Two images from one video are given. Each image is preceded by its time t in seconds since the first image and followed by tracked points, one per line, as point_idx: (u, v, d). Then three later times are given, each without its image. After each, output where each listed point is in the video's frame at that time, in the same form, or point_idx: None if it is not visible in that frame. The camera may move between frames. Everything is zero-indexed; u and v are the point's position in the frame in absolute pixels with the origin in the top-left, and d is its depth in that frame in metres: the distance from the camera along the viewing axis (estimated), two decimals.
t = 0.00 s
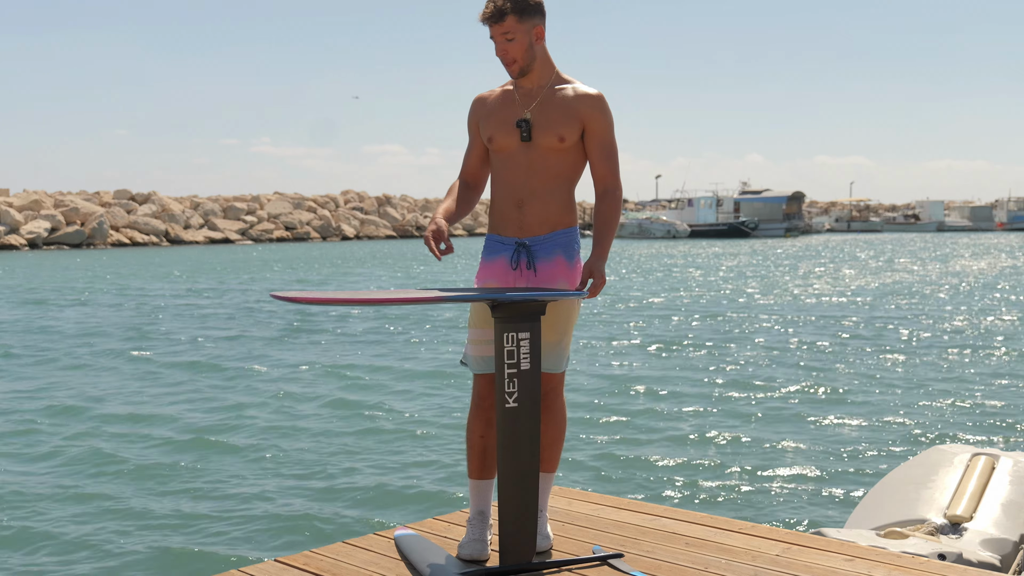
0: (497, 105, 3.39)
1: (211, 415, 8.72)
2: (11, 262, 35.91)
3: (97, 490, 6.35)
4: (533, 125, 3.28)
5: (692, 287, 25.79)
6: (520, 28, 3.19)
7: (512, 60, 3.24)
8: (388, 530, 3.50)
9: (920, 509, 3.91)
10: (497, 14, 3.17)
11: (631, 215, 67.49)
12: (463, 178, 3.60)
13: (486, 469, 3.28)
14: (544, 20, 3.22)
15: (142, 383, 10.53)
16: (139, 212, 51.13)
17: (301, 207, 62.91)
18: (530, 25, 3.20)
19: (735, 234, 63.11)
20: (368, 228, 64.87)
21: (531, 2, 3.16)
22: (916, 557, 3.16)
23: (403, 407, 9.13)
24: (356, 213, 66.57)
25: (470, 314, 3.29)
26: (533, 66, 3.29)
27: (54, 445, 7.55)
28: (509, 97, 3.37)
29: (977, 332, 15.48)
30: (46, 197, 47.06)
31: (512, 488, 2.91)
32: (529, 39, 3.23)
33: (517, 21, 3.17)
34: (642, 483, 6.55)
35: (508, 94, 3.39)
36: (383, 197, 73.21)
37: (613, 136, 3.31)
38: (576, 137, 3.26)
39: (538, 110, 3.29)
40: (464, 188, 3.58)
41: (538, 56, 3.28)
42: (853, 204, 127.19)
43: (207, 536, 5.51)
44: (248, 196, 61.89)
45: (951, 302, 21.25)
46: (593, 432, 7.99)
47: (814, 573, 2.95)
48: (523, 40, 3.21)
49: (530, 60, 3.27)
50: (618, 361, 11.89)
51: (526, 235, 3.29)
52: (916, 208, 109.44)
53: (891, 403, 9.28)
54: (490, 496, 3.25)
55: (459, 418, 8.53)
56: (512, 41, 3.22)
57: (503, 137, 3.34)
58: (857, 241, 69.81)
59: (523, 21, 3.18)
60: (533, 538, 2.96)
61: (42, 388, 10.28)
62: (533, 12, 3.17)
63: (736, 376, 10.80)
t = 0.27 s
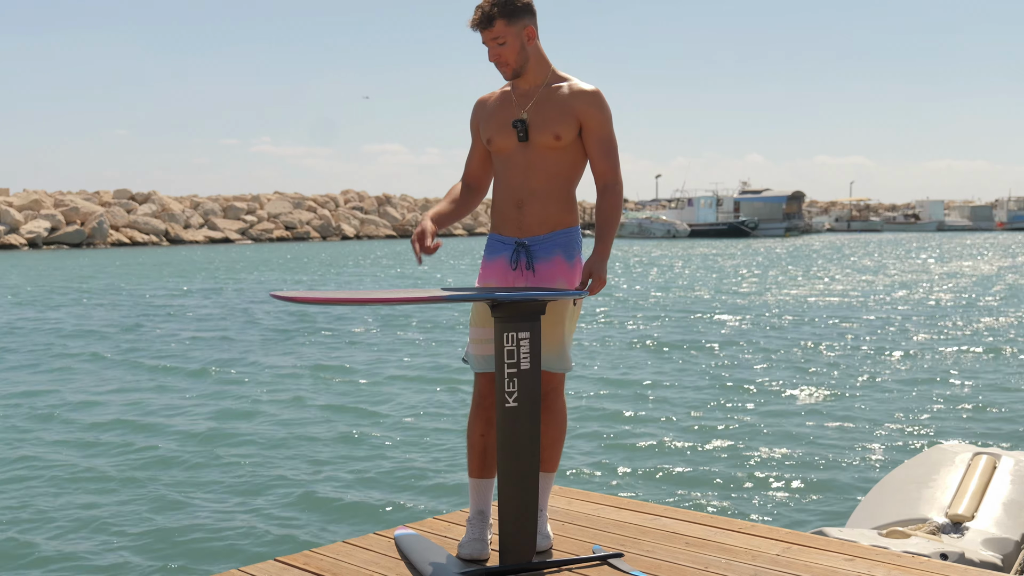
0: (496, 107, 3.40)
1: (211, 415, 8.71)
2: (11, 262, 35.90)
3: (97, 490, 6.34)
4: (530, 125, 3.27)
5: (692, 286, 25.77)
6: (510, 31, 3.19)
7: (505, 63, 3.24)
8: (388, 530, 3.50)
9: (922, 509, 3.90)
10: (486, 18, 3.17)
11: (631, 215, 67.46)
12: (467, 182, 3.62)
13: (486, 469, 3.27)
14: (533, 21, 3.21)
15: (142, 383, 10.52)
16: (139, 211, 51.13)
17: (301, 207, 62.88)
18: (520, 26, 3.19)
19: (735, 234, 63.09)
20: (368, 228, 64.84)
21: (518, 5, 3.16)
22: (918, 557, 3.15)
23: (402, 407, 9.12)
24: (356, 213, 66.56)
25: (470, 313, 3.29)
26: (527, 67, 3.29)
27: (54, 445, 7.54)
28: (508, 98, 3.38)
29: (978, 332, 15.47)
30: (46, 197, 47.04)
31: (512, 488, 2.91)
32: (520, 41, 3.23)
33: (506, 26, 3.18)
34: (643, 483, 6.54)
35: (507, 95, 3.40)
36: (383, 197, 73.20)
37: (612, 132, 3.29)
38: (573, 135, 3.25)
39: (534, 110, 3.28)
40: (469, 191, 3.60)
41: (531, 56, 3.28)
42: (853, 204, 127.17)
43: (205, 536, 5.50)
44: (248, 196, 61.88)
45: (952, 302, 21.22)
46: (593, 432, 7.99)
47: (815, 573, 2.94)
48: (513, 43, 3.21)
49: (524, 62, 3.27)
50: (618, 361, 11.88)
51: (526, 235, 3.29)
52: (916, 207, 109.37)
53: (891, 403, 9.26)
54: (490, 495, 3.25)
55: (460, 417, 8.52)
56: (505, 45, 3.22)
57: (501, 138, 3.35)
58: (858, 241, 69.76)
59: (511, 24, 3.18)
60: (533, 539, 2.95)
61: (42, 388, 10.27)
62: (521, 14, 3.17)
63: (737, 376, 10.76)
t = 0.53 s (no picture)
0: (496, 110, 3.40)
1: (211, 416, 8.70)
2: (12, 262, 35.94)
3: (96, 491, 6.33)
4: (529, 126, 3.27)
5: (692, 287, 25.79)
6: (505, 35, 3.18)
7: (502, 67, 3.24)
8: (388, 530, 3.49)
9: (923, 509, 3.89)
10: (480, 24, 3.17)
11: (631, 215, 67.50)
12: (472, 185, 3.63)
13: (486, 469, 3.26)
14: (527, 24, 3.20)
15: (142, 384, 10.52)
16: (139, 212, 51.17)
17: (301, 207, 62.91)
18: (515, 30, 3.19)
19: (735, 234, 63.13)
20: (368, 229, 64.87)
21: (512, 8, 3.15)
22: (919, 557, 3.14)
23: (403, 407, 9.11)
24: (356, 213, 66.59)
25: (470, 314, 3.28)
26: (525, 69, 3.28)
27: (53, 446, 7.54)
28: (507, 101, 3.38)
29: (978, 332, 15.48)
30: (46, 198, 47.08)
31: (512, 489, 2.90)
32: (516, 45, 3.22)
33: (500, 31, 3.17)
34: (643, 483, 6.54)
35: (506, 99, 3.39)
36: (383, 197, 73.22)
37: (612, 130, 3.28)
38: (571, 135, 3.24)
39: (533, 111, 3.28)
40: (473, 194, 3.60)
41: (529, 59, 3.27)
42: (853, 204, 127.23)
43: (204, 537, 5.49)
44: (248, 196, 61.91)
45: (952, 302, 21.23)
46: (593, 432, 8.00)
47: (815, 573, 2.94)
48: (509, 48, 3.21)
49: (521, 64, 3.26)
50: (619, 362, 11.89)
51: (527, 236, 3.28)
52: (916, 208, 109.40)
53: (892, 403, 9.26)
54: (490, 496, 3.24)
55: (460, 417, 8.52)
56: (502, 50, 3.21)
57: (501, 141, 3.34)
58: (857, 242, 69.80)
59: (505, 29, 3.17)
60: (533, 539, 2.94)
61: (42, 388, 10.27)
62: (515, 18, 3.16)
63: (737, 377, 10.77)
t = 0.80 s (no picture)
0: (496, 110, 3.40)
1: (209, 415, 8.68)
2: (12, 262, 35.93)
3: (94, 491, 6.31)
4: (529, 126, 3.26)
5: (692, 287, 25.77)
6: (501, 39, 3.17)
7: (503, 67, 3.23)
8: (388, 530, 3.48)
9: (925, 509, 3.88)
10: (481, 25, 3.15)
11: (631, 215, 67.46)
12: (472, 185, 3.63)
13: (486, 469, 3.25)
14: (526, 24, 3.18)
15: (142, 383, 10.51)
16: (139, 212, 51.14)
17: (301, 207, 62.88)
18: (514, 31, 3.18)
19: (735, 234, 63.09)
20: (368, 228, 64.84)
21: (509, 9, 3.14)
22: (919, 557, 3.13)
23: (402, 406, 9.10)
24: (356, 213, 66.56)
25: (470, 314, 3.27)
26: (525, 71, 3.27)
27: (51, 446, 7.51)
28: (507, 101, 3.37)
29: (978, 332, 15.46)
30: (46, 198, 47.06)
31: (512, 489, 2.89)
32: (516, 45, 3.21)
33: (498, 34, 3.16)
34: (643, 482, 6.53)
35: (506, 99, 3.39)
36: (383, 197, 73.19)
37: (612, 130, 3.27)
38: (571, 135, 3.23)
39: (533, 112, 3.27)
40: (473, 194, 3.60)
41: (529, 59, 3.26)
42: (853, 204, 127.19)
43: (202, 537, 5.47)
44: (248, 196, 61.87)
45: (953, 302, 21.21)
46: (594, 431, 7.98)
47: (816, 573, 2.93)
48: (507, 52, 3.19)
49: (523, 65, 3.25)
50: (619, 361, 11.87)
51: (527, 235, 3.27)
52: (916, 207, 109.40)
53: (893, 403, 9.24)
54: (490, 496, 3.23)
55: (460, 417, 8.50)
56: (501, 52, 3.20)
57: (501, 141, 3.34)
58: (857, 241, 69.79)
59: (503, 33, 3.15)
60: (533, 538, 2.93)
61: (41, 387, 10.26)
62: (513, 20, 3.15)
63: (738, 376, 10.75)
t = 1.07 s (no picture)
0: (495, 109, 3.39)
1: (208, 415, 8.66)
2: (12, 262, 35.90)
3: (93, 492, 6.30)
4: (529, 125, 3.25)
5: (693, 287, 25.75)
6: (504, 38, 3.15)
7: (504, 66, 3.21)
8: (388, 530, 3.47)
9: (926, 509, 3.87)
10: (484, 23, 3.12)
11: (631, 215, 67.44)
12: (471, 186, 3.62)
13: (486, 469, 3.24)
14: (529, 23, 3.17)
15: (141, 383, 10.50)
16: (139, 212, 51.11)
17: (301, 207, 62.85)
18: (519, 30, 3.15)
19: (735, 234, 63.06)
20: (368, 228, 64.83)
21: (517, 6, 3.11)
22: (920, 557, 3.12)
23: (403, 406, 9.09)
24: (356, 213, 66.54)
25: (470, 313, 3.26)
26: (526, 70, 3.26)
27: (49, 446, 7.49)
28: (506, 101, 3.36)
29: (979, 332, 15.44)
30: (46, 198, 47.03)
31: (512, 489, 2.88)
32: (520, 44, 3.20)
33: (500, 34, 3.14)
34: (643, 482, 6.52)
35: (505, 98, 3.37)
36: (383, 197, 73.17)
37: (611, 129, 3.26)
38: (571, 134, 3.22)
39: (532, 111, 3.26)
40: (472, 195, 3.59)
41: (530, 58, 3.25)
42: (853, 204, 127.17)
43: (201, 538, 5.45)
44: (248, 196, 61.84)
45: (954, 302, 21.18)
46: (594, 432, 7.96)
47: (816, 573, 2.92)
48: (510, 51, 3.17)
49: (524, 65, 3.24)
50: (620, 361, 11.86)
51: (527, 235, 3.26)
52: (916, 207, 109.36)
53: (894, 403, 9.22)
54: (490, 496, 3.22)
55: (460, 417, 8.48)
56: (503, 52, 3.18)
57: (501, 140, 3.32)
58: (858, 241, 69.76)
59: (506, 32, 3.13)
60: (533, 538, 2.93)
61: (41, 388, 10.24)
62: (518, 18, 3.12)
63: (739, 376, 10.74)
